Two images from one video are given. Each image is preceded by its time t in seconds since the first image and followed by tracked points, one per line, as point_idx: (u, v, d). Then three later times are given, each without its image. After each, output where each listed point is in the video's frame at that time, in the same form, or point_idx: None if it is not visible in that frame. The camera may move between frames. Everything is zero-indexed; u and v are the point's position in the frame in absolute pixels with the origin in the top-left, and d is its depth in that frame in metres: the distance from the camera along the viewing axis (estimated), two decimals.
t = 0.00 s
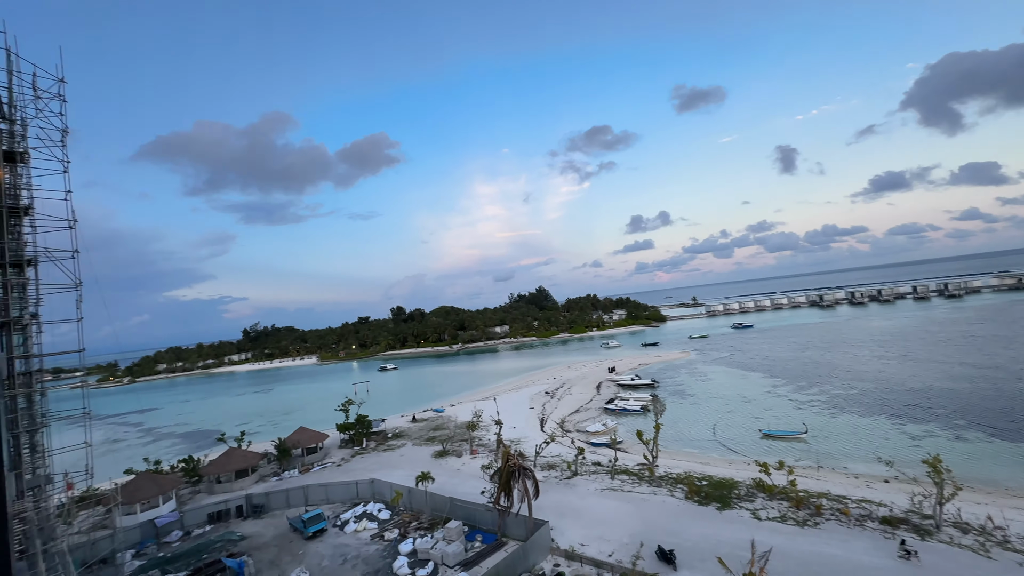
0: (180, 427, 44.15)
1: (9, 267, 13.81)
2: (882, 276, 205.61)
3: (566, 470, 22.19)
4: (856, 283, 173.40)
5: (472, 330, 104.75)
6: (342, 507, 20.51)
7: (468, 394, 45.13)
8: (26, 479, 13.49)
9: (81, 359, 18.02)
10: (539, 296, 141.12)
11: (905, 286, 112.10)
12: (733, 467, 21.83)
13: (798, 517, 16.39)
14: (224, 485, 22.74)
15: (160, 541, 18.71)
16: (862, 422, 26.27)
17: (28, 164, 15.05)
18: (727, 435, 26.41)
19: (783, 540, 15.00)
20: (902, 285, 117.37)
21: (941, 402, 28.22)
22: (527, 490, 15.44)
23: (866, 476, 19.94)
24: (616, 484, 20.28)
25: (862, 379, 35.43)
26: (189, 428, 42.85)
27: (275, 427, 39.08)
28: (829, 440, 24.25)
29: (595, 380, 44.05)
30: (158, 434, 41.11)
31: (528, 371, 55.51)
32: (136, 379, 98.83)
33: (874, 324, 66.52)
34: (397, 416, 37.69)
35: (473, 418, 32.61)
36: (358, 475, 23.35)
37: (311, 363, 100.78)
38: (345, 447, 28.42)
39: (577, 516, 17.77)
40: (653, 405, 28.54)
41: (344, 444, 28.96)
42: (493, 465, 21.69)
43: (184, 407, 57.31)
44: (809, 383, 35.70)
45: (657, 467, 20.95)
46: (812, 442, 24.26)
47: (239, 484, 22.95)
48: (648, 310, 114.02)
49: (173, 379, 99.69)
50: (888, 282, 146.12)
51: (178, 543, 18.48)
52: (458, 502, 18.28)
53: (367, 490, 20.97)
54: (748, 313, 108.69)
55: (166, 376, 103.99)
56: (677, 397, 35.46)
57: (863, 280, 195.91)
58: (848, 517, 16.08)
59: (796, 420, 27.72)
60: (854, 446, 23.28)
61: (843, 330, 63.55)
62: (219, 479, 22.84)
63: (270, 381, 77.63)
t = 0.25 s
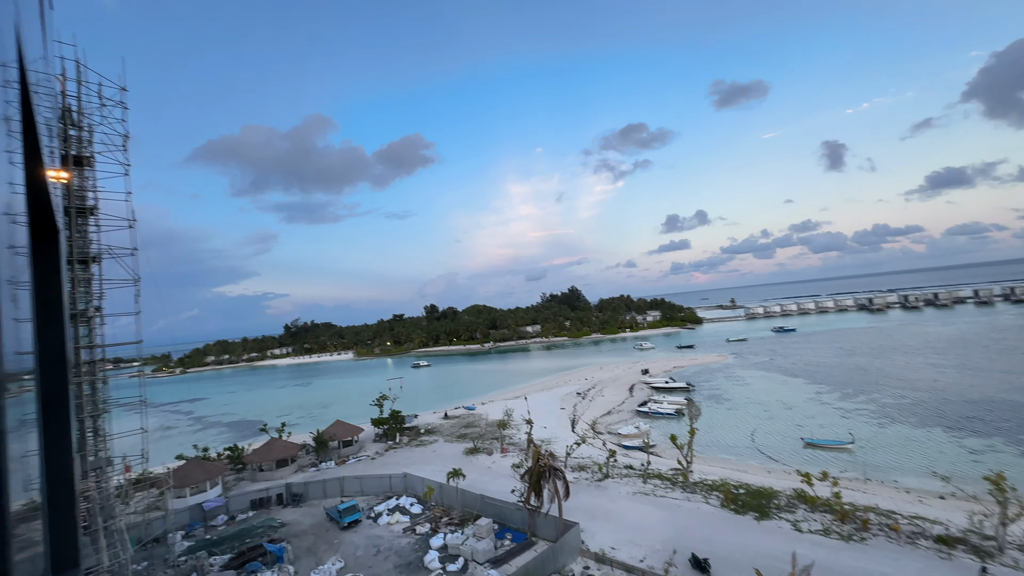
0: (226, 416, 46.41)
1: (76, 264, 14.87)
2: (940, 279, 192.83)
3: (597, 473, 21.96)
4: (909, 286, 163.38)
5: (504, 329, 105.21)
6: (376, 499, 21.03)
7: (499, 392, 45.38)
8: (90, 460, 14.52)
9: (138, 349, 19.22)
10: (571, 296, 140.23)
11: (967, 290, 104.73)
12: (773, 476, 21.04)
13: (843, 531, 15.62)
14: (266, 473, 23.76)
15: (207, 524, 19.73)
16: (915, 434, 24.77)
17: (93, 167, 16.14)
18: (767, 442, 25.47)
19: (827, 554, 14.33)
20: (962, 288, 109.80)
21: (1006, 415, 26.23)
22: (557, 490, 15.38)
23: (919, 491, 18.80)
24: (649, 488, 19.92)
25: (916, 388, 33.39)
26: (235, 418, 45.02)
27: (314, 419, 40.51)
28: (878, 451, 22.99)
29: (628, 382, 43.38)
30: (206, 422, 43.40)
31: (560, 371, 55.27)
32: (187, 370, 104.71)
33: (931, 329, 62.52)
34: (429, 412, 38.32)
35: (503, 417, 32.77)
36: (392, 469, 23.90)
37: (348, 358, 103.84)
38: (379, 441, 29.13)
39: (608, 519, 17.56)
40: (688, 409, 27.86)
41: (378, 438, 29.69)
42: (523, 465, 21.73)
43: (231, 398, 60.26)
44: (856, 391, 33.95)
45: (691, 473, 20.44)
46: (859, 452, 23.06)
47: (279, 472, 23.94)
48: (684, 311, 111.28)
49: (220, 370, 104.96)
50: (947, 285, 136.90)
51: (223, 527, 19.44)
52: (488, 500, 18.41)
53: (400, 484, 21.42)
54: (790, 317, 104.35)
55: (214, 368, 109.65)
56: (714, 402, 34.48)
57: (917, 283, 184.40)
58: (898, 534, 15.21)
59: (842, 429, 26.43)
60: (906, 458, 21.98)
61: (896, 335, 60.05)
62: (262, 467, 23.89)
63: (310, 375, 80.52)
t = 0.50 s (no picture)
0: (256, 411, 47.93)
1: (120, 261, 15.66)
2: (987, 285, 182.96)
3: (619, 477, 21.70)
4: (953, 293, 155.62)
5: (527, 331, 105.20)
6: (398, 497, 21.30)
7: (522, 394, 45.38)
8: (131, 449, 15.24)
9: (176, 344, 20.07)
10: (594, 298, 139.18)
11: (1017, 297, 99.01)
12: (803, 487, 20.36)
13: (878, 547, 14.98)
14: (293, 467, 24.41)
15: (237, 514, 20.38)
16: (958, 447, 23.57)
17: (137, 169, 16.97)
18: (797, 452, 24.67)
19: (860, 570, 13.79)
20: (1011, 295, 103.95)
21: None
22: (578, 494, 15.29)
23: (962, 509, 17.86)
24: (672, 495, 19.57)
25: (959, 399, 31.77)
26: (265, 412, 46.40)
27: (340, 416, 41.39)
28: (918, 465, 21.96)
29: (652, 386, 42.72)
30: (237, 416, 44.88)
31: (582, 373, 54.88)
32: (221, 365, 108.72)
33: (976, 338, 59.38)
34: (452, 412, 38.63)
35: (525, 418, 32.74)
36: (414, 467, 24.19)
37: (373, 357, 105.65)
38: (403, 439, 29.52)
39: (630, 525, 17.33)
40: (714, 415, 27.27)
41: (401, 436, 30.09)
42: (545, 467, 21.65)
43: (261, 393, 62.16)
44: (894, 401, 32.56)
45: (717, 481, 19.97)
46: (896, 465, 22.09)
47: (306, 467, 24.52)
48: (711, 315, 108.85)
49: (251, 365, 108.52)
50: (995, 292, 129.81)
51: (252, 518, 20.06)
52: (509, 501, 18.42)
53: (422, 482, 21.66)
54: (822, 322, 100.91)
55: (245, 363, 113.48)
56: (741, 408, 33.62)
57: (962, 289, 175.48)
58: (938, 553, 14.49)
59: (878, 440, 25.37)
60: (948, 473, 20.92)
61: (938, 344, 57.26)
62: (289, 461, 24.56)
63: (337, 372, 82.34)
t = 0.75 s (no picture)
0: (266, 405, 48.49)
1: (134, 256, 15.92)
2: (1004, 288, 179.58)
3: (626, 477, 21.65)
4: (969, 295, 152.93)
5: (534, 329, 105.14)
6: (405, 492, 21.45)
7: (528, 392, 45.41)
8: (143, 441, 15.49)
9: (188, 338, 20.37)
10: (603, 297, 138.73)
11: None
12: (812, 490, 20.16)
13: (888, 551, 14.80)
14: (302, 461, 24.67)
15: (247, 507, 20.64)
16: (972, 452, 23.18)
17: (151, 166, 17.22)
18: (807, 454, 24.42)
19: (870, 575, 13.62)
20: None
21: None
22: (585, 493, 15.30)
23: (976, 514, 17.58)
24: (679, 495, 19.49)
25: (974, 403, 31.22)
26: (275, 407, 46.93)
27: (348, 411, 41.72)
28: (930, 470, 21.63)
29: (660, 386, 42.53)
30: (248, 410, 45.42)
31: (590, 372, 54.79)
32: (232, 359, 110.11)
33: (993, 341, 58.29)
34: (459, 409, 38.78)
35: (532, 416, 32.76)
36: (421, 463, 24.33)
37: (381, 353, 106.30)
38: (410, 435, 29.69)
39: (637, 525, 17.29)
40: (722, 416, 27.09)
41: (409, 432, 30.26)
42: (551, 465, 21.66)
43: (271, 387, 62.88)
44: (907, 404, 32.08)
45: (724, 482, 19.85)
46: (908, 470, 21.79)
47: (314, 461, 24.77)
48: (721, 315, 107.99)
49: (262, 360, 109.74)
50: (1012, 295, 127.51)
51: (261, 510, 20.30)
52: (515, 499, 18.46)
53: (429, 478, 21.78)
54: (834, 324, 99.71)
55: (256, 358, 114.81)
56: (750, 409, 33.36)
57: (978, 291, 172.38)
58: (950, 558, 14.28)
59: (890, 444, 25.03)
60: (961, 478, 20.59)
61: (953, 347, 56.30)
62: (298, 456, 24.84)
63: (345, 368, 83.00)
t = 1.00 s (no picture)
0: (266, 403, 48.52)
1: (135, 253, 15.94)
2: (1005, 289, 179.57)
3: (625, 476, 21.68)
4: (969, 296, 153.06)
5: (534, 328, 105.14)
6: (405, 491, 21.48)
7: (528, 391, 45.44)
8: (143, 438, 15.51)
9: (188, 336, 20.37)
10: (603, 296, 138.76)
11: None
12: (811, 490, 20.21)
13: (886, 552, 14.81)
14: (301, 459, 24.68)
15: (246, 504, 20.66)
16: (971, 454, 23.20)
17: (151, 163, 17.23)
18: (806, 454, 24.44)
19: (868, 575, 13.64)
20: None
21: None
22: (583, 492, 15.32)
23: (974, 515, 17.60)
24: (678, 495, 19.50)
25: (973, 404, 31.25)
26: (274, 404, 46.97)
27: (348, 409, 41.76)
28: (929, 470, 21.65)
29: (659, 386, 42.56)
30: (247, 408, 45.49)
31: (589, 371, 54.85)
32: (231, 356, 110.18)
33: (993, 343, 58.31)
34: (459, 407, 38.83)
35: (531, 415, 32.78)
36: (421, 462, 24.36)
37: (381, 351, 106.32)
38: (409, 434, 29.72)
39: (636, 524, 17.31)
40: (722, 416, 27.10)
41: (408, 430, 30.30)
42: (550, 464, 21.68)
43: (271, 385, 62.94)
44: (906, 405, 32.10)
45: (723, 482, 19.87)
46: (907, 470, 21.81)
47: (314, 459, 24.80)
48: (721, 315, 108.02)
49: (261, 358, 109.82)
50: (1012, 296, 127.60)
51: (261, 508, 20.32)
52: (515, 498, 18.49)
53: (429, 477, 21.80)
54: (833, 324, 99.73)
55: (256, 355, 114.88)
56: (750, 409, 33.40)
57: (980, 292, 172.24)
58: (948, 559, 14.30)
59: (889, 444, 25.04)
60: (960, 479, 20.60)
61: (952, 348, 56.32)
62: (298, 453, 24.88)
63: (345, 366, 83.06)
